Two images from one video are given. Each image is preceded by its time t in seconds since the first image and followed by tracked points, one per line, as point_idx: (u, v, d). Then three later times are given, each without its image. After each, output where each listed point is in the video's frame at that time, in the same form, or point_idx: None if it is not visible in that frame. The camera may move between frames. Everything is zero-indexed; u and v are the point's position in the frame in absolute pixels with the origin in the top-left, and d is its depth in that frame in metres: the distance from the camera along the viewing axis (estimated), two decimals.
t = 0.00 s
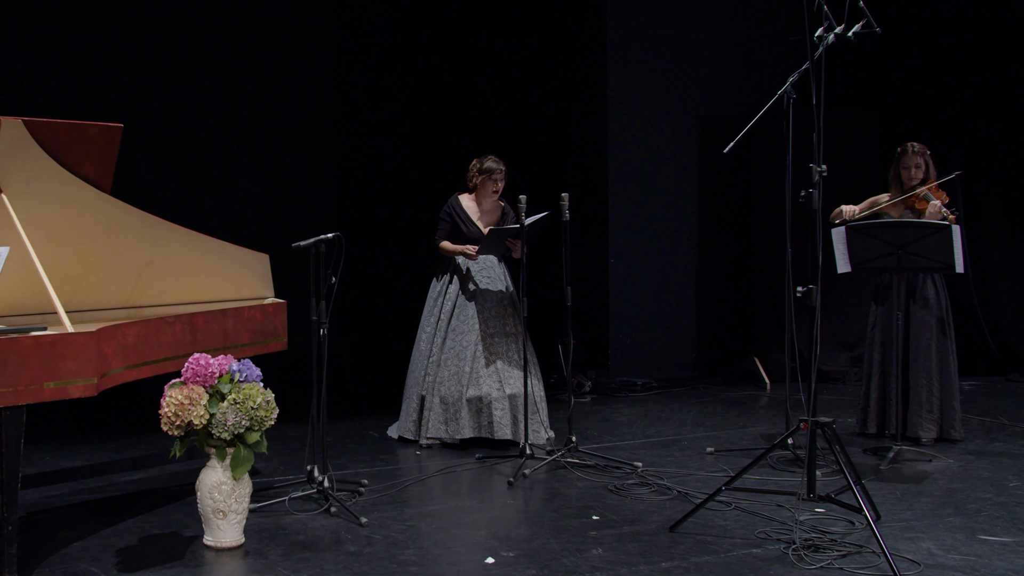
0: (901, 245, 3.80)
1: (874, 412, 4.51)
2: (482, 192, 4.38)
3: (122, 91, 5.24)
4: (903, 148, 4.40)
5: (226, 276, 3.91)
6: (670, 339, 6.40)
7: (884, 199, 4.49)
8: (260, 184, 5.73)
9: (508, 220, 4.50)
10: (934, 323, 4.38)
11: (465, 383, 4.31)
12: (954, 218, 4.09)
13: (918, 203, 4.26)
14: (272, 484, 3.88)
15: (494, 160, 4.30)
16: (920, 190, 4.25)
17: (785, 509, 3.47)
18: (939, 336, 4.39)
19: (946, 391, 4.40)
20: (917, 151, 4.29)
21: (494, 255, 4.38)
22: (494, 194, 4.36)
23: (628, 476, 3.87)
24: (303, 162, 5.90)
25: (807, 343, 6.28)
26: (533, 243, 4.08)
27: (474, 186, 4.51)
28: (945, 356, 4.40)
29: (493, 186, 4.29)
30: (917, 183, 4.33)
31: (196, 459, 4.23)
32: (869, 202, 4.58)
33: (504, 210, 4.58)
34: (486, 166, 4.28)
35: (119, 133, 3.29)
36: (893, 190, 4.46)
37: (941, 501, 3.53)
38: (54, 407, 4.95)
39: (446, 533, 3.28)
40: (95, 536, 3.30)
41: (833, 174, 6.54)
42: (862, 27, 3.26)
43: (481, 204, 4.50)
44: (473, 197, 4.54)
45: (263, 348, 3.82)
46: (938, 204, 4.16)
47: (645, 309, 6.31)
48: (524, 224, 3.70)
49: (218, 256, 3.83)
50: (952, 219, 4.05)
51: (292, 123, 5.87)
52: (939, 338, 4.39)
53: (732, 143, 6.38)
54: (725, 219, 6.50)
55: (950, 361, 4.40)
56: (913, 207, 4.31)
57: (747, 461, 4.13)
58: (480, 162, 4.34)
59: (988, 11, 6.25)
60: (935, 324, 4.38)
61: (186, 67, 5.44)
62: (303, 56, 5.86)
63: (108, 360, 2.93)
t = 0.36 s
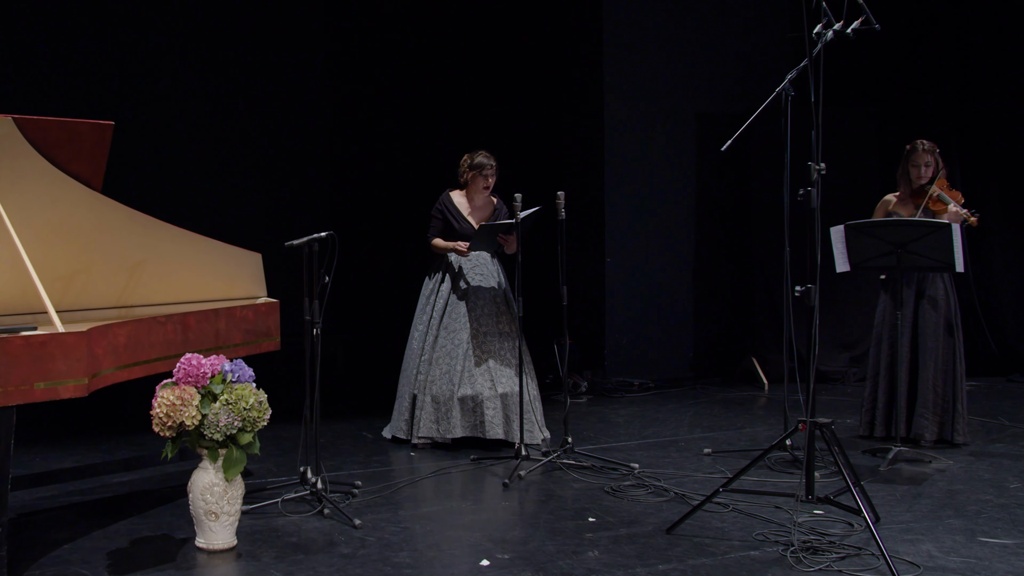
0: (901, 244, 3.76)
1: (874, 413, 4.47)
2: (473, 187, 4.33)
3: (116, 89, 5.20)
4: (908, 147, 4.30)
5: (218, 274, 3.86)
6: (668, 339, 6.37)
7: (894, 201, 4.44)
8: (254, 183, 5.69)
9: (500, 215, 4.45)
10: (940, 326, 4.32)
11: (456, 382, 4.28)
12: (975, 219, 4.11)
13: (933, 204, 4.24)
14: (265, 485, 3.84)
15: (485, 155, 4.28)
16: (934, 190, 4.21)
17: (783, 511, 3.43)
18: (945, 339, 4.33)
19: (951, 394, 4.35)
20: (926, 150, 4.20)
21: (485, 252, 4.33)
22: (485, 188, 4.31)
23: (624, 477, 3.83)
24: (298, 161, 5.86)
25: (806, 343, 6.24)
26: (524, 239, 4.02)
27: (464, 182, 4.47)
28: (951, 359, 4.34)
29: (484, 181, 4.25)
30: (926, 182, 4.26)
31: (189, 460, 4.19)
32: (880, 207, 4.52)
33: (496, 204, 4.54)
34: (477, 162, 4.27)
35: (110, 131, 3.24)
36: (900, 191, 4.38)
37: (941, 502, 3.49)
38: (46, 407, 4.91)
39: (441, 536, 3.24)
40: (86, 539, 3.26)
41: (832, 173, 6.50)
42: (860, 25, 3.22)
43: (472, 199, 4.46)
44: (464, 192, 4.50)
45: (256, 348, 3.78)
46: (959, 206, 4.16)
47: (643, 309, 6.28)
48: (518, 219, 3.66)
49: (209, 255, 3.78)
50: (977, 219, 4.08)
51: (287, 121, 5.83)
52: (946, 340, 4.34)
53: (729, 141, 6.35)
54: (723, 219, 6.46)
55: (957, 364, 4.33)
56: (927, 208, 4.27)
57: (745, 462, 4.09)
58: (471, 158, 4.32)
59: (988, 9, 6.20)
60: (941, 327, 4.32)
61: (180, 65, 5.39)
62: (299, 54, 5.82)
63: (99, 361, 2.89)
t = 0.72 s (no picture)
0: (900, 243, 3.73)
1: (880, 415, 4.41)
2: (455, 188, 4.30)
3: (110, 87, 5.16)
4: (913, 147, 4.27)
5: (211, 273, 3.80)
6: (667, 339, 6.34)
7: (899, 202, 4.38)
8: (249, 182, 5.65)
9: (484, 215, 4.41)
10: (952, 325, 4.26)
11: (448, 386, 4.24)
12: (986, 220, 4.05)
13: (942, 205, 4.19)
14: (257, 487, 3.80)
15: (466, 156, 4.25)
16: (941, 191, 4.18)
17: (781, 513, 3.39)
18: (956, 338, 4.28)
19: (961, 394, 4.30)
20: (931, 150, 4.17)
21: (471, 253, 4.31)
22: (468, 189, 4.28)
23: (620, 479, 3.80)
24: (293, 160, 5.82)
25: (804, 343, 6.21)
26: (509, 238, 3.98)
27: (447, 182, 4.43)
28: (961, 359, 4.30)
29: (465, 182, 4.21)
30: (932, 182, 4.23)
31: (182, 461, 4.15)
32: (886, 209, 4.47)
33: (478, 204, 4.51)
34: (460, 162, 4.22)
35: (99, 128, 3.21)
36: (906, 192, 4.33)
37: (940, 504, 3.46)
38: (39, 407, 4.87)
39: (435, 538, 3.21)
40: (76, 540, 3.22)
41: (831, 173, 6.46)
42: (859, 22, 3.18)
43: (455, 199, 4.43)
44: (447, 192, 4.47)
45: (249, 348, 3.74)
46: (966, 207, 4.13)
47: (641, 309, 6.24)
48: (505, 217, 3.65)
49: (202, 254, 3.73)
50: (987, 220, 4.05)
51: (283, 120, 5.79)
52: (957, 339, 4.28)
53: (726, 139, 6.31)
54: (722, 218, 6.42)
55: (969, 363, 4.28)
56: (936, 210, 4.23)
57: (742, 463, 4.05)
58: (452, 157, 4.28)
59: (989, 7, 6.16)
60: (953, 325, 4.26)
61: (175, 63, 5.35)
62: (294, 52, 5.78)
63: (90, 361, 2.85)
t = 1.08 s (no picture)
0: (899, 243, 3.69)
1: (878, 416, 4.39)
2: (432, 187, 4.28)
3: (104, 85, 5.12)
4: (927, 143, 4.23)
5: (204, 273, 3.75)
6: (664, 339, 6.31)
7: (910, 197, 4.33)
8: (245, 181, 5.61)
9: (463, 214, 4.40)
10: (949, 325, 4.23)
11: (428, 389, 4.22)
12: (981, 222, 4.00)
13: (943, 204, 4.16)
14: (250, 489, 3.77)
15: (439, 153, 4.23)
16: (947, 190, 4.14)
17: (779, 515, 3.35)
18: (954, 338, 4.24)
19: (961, 395, 4.25)
20: (945, 148, 4.12)
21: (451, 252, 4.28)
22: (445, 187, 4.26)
23: (617, 480, 3.76)
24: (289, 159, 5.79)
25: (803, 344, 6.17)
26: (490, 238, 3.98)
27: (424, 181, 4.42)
28: (960, 359, 4.26)
29: (441, 179, 4.20)
30: (943, 181, 4.19)
31: (175, 462, 4.11)
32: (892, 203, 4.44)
33: (459, 203, 4.49)
34: (433, 160, 4.21)
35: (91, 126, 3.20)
36: (917, 188, 4.30)
37: (941, 506, 3.42)
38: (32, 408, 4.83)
39: (429, 540, 3.17)
40: (67, 543, 3.18)
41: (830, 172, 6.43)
42: (859, 19, 3.15)
43: (432, 198, 4.41)
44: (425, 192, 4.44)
45: (241, 348, 3.70)
46: (966, 209, 4.08)
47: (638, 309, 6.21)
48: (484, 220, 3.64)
49: (193, 253, 3.68)
50: (981, 222, 3.98)
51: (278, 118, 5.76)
52: (954, 339, 4.25)
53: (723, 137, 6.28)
54: (720, 218, 6.38)
55: (968, 363, 4.24)
56: (937, 207, 4.20)
57: (740, 465, 4.01)
58: (426, 156, 4.25)
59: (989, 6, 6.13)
60: (949, 325, 4.23)
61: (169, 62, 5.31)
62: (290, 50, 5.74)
63: (81, 361, 2.81)
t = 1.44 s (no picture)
0: (899, 241, 3.65)
1: (874, 413, 4.38)
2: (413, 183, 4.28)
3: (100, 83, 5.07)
4: (930, 140, 4.18)
5: (196, 272, 3.72)
6: (662, 339, 6.27)
7: (910, 193, 4.33)
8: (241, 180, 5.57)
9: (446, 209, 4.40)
10: (948, 325, 4.18)
11: (414, 389, 4.18)
12: (996, 217, 3.94)
13: (952, 200, 4.12)
14: (243, 490, 3.73)
15: (416, 148, 4.23)
16: (954, 187, 4.10)
17: (777, 517, 3.32)
18: (953, 338, 4.20)
19: (956, 396, 4.22)
20: (948, 145, 4.07)
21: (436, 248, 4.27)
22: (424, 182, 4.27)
23: (613, 482, 3.73)
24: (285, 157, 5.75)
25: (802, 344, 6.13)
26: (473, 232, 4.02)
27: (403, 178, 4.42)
28: (957, 360, 4.22)
29: (420, 174, 4.21)
30: (946, 177, 4.15)
31: (168, 463, 4.07)
32: (892, 199, 4.41)
33: (441, 199, 4.48)
34: (410, 156, 4.21)
35: (83, 125, 3.15)
36: (919, 185, 4.27)
37: (941, 508, 3.38)
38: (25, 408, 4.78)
39: (423, 542, 3.13)
40: (57, 545, 3.14)
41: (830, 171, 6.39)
42: (859, 15, 3.11)
43: (413, 195, 4.40)
44: (406, 189, 4.42)
45: (234, 348, 3.66)
46: (978, 204, 4.04)
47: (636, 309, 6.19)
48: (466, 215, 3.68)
49: (185, 253, 3.64)
50: (997, 217, 3.94)
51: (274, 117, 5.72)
52: (952, 340, 4.20)
53: (722, 134, 6.25)
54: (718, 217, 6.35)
55: (964, 365, 4.20)
56: (945, 204, 4.16)
57: (738, 466, 3.98)
58: (404, 152, 4.24)
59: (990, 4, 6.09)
60: (948, 325, 4.18)
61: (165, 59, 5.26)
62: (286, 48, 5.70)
63: (72, 361, 2.78)
